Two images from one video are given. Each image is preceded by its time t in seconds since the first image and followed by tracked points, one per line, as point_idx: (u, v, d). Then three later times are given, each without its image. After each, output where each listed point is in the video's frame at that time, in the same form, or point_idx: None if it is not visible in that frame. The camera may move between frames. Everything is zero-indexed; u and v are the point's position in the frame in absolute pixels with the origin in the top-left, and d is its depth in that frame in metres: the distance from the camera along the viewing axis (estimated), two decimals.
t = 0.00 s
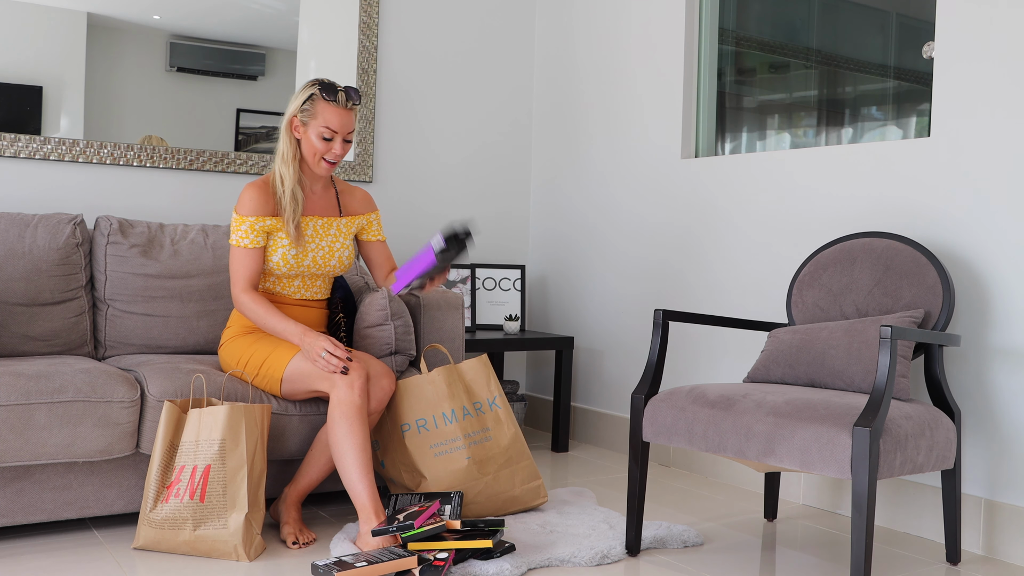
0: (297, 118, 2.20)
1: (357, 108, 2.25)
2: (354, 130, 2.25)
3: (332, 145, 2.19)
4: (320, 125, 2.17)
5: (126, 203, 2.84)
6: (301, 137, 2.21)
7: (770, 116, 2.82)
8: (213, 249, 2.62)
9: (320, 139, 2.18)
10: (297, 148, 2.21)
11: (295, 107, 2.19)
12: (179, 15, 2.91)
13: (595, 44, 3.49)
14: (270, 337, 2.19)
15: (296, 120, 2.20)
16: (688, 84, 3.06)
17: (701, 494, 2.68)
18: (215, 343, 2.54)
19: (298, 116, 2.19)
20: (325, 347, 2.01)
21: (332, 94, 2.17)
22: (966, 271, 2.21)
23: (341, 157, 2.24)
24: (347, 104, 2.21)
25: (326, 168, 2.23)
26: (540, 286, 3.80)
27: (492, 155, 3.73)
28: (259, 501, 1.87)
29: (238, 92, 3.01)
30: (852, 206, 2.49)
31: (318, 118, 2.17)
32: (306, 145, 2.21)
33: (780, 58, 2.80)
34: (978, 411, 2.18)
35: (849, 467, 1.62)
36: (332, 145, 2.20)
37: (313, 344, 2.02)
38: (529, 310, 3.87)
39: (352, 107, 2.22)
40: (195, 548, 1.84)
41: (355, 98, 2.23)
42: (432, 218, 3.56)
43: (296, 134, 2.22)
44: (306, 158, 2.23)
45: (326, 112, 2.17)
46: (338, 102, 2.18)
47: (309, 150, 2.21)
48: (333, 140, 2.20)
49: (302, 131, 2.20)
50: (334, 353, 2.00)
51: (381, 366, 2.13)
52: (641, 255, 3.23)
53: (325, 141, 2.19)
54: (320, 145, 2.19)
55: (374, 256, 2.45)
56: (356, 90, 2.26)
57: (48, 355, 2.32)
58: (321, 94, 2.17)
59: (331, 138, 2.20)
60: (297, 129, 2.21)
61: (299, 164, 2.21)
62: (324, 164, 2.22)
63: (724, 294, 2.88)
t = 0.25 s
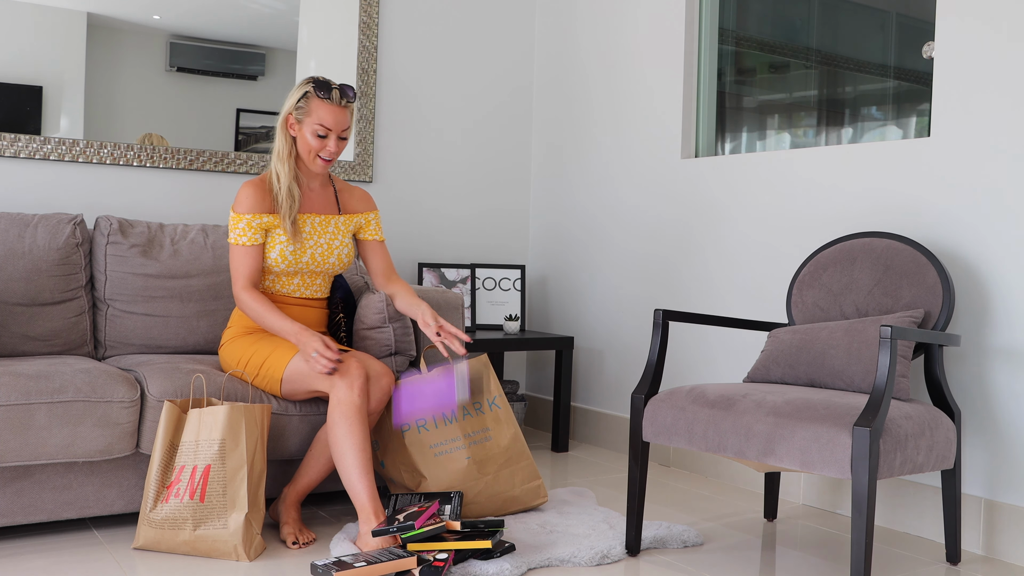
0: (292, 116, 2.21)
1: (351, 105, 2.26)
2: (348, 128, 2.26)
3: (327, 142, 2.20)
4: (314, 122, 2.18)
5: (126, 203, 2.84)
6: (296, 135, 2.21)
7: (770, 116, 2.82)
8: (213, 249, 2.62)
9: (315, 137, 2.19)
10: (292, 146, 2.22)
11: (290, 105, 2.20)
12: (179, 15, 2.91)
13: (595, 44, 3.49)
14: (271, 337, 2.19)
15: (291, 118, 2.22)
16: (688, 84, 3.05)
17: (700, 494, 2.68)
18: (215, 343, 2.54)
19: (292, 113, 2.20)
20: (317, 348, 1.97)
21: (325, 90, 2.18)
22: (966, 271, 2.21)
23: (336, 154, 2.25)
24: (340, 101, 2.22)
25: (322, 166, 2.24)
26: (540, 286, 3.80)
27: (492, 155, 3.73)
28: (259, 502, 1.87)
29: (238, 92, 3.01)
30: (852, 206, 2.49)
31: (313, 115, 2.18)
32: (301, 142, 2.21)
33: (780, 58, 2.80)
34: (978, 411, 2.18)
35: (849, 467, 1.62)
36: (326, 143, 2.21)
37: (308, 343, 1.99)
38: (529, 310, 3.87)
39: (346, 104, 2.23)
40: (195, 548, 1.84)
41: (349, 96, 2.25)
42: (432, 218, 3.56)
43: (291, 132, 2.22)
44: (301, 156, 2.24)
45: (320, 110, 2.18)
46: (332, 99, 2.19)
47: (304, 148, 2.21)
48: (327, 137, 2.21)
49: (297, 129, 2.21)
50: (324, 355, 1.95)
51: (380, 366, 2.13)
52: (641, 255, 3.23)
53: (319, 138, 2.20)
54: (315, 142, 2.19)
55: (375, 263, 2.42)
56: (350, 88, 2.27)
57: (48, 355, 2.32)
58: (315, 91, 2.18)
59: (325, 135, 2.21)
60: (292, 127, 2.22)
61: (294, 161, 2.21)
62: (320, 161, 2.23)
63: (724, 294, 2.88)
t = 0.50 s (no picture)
0: (285, 114, 2.24)
1: (343, 98, 2.29)
2: (342, 120, 2.27)
3: (319, 135, 2.21)
4: (305, 116, 2.21)
5: (126, 203, 2.84)
6: (291, 132, 2.24)
7: (770, 116, 2.82)
8: (213, 249, 2.62)
9: (308, 131, 2.21)
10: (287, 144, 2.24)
11: (282, 104, 2.24)
12: (179, 15, 2.91)
13: (595, 44, 3.49)
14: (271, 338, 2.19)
15: (284, 116, 2.24)
16: (688, 84, 3.05)
17: (700, 494, 2.67)
18: (215, 343, 2.54)
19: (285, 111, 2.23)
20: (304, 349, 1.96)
21: (314, 84, 2.21)
22: (966, 271, 2.21)
23: (332, 147, 2.26)
24: (331, 94, 2.24)
25: (318, 160, 2.25)
26: (540, 286, 3.80)
27: (492, 155, 3.73)
28: (259, 502, 1.87)
29: (238, 92, 3.01)
30: (852, 206, 2.49)
31: (304, 110, 2.21)
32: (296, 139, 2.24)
33: (780, 58, 2.80)
34: (978, 411, 2.18)
35: (849, 467, 1.62)
36: (320, 136, 2.22)
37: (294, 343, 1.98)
38: (529, 310, 3.87)
39: (336, 96, 2.25)
40: (195, 548, 1.84)
41: (340, 88, 2.27)
42: (432, 218, 3.56)
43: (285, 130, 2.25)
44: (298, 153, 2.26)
45: (311, 104, 2.20)
46: (321, 92, 2.22)
47: (299, 144, 2.23)
48: (320, 130, 2.22)
49: (290, 126, 2.23)
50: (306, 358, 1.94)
51: (381, 366, 2.13)
52: (641, 255, 3.23)
53: (313, 131, 2.22)
54: (309, 136, 2.21)
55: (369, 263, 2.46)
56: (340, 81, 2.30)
57: (48, 355, 2.32)
58: (305, 86, 2.21)
59: (318, 128, 2.22)
60: (286, 125, 2.24)
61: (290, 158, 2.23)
62: (316, 155, 2.24)
63: (724, 294, 2.88)
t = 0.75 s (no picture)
0: (280, 115, 2.29)
1: (336, 94, 2.34)
2: (336, 113, 2.32)
3: (314, 127, 2.25)
4: (299, 111, 2.26)
5: (126, 203, 2.84)
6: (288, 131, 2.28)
7: (770, 116, 2.82)
8: (213, 249, 2.62)
9: (303, 125, 2.26)
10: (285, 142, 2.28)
11: (277, 106, 2.30)
12: (180, 15, 2.91)
13: (595, 45, 3.49)
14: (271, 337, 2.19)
15: (280, 117, 2.30)
16: (688, 84, 3.05)
17: (700, 494, 2.68)
18: (215, 343, 2.54)
19: (280, 112, 2.29)
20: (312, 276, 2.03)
21: (305, 81, 2.28)
22: (966, 271, 2.21)
23: (329, 141, 2.30)
24: (321, 88, 2.30)
25: (317, 154, 2.28)
26: (540, 286, 3.80)
27: (492, 154, 3.73)
28: (259, 502, 1.87)
29: (238, 92, 3.01)
30: (852, 206, 2.49)
31: (298, 106, 2.26)
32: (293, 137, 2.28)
33: (780, 58, 2.80)
34: (978, 411, 2.18)
35: (849, 467, 1.62)
36: (315, 129, 2.27)
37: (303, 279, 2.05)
38: (529, 310, 3.87)
39: (328, 91, 2.31)
40: (195, 548, 1.84)
41: (331, 83, 2.34)
42: (432, 218, 3.56)
43: (281, 130, 2.29)
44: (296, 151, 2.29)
45: (304, 99, 2.26)
46: (313, 88, 2.28)
47: (296, 141, 2.27)
48: (314, 124, 2.27)
49: (287, 125, 2.28)
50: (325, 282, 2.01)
51: (382, 367, 2.14)
52: (641, 255, 3.23)
53: (308, 127, 2.26)
54: (305, 131, 2.26)
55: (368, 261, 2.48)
56: (332, 78, 2.36)
57: (48, 355, 2.32)
58: (297, 84, 2.28)
59: (313, 123, 2.27)
60: (283, 125, 2.29)
61: (288, 155, 2.27)
62: (314, 151, 2.28)
63: (724, 294, 2.88)
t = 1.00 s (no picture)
0: (278, 114, 2.31)
1: (333, 92, 2.36)
2: (334, 111, 2.34)
3: (311, 125, 2.27)
4: (296, 110, 2.28)
5: (126, 203, 2.84)
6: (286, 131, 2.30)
7: (770, 116, 2.82)
8: (213, 249, 2.62)
9: (300, 124, 2.27)
10: (283, 141, 2.30)
11: (275, 106, 2.32)
12: (180, 15, 2.91)
13: (594, 45, 3.50)
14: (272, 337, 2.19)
15: (278, 118, 2.32)
16: (688, 84, 3.05)
17: (701, 494, 2.67)
18: (215, 343, 2.54)
19: (279, 111, 2.31)
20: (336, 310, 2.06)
21: (302, 80, 2.30)
22: (966, 271, 2.21)
23: (327, 139, 2.31)
24: (318, 87, 2.32)
25: (314, 152, 2.29)
26: (540, 286, 3.80)
27: (492, 154, 3.73)
28: (259, 502, 1.87)
29: (238, 92, 3.01)
30: (852, 206, 2.49)
31: (295, 105, 2.28)
32: (291, 136, 2.29)
33: (780, 58, 2.80)
34: (978, 411, 2.18)
35: (849, 467, 1.62)
36: (312, 127, 2.28)
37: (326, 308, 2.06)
38: (529, 310, 3.87)
39: (325, 89, 2.33)
40: (195, 548, 1.84)
41: (330, 82, 2.35)
42: (432, 218, 3.56)
43: (280, 131, 2.31)
44: (294, 150, 2.31)
45: (301, 98, 2.28)
46: (309, 86, 2.30)
47: (294, 140, 2.29)
48: (311, 122, 2.28)
49: (285, 124, 2.30)
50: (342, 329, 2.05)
51: (383, 367, 2.14)
52: (641, 255, 3.23)
53: (305, 124, 2.28)
54: (302, 128, 2.27)
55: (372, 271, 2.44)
56: (331, 77, 2.38)
57: (48, 355, 2.32)
58: (294, 84, 2.30)
59: (310, 121, 2.28)
60: (281, 126, 2.31)
61: (286, 154, 2.28)
62: (312, 149, 2.29)
63: (724, 294, 2.87)
